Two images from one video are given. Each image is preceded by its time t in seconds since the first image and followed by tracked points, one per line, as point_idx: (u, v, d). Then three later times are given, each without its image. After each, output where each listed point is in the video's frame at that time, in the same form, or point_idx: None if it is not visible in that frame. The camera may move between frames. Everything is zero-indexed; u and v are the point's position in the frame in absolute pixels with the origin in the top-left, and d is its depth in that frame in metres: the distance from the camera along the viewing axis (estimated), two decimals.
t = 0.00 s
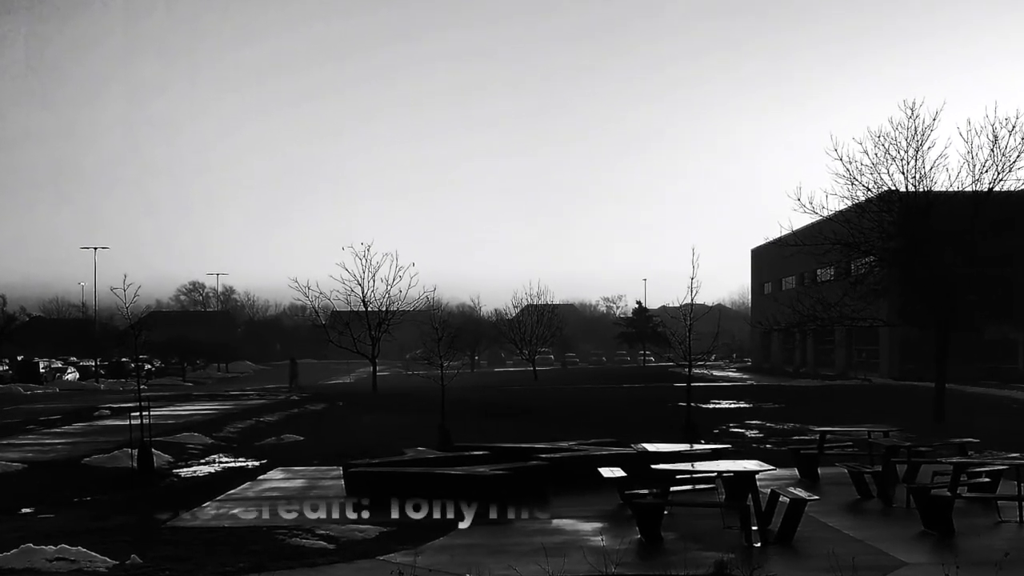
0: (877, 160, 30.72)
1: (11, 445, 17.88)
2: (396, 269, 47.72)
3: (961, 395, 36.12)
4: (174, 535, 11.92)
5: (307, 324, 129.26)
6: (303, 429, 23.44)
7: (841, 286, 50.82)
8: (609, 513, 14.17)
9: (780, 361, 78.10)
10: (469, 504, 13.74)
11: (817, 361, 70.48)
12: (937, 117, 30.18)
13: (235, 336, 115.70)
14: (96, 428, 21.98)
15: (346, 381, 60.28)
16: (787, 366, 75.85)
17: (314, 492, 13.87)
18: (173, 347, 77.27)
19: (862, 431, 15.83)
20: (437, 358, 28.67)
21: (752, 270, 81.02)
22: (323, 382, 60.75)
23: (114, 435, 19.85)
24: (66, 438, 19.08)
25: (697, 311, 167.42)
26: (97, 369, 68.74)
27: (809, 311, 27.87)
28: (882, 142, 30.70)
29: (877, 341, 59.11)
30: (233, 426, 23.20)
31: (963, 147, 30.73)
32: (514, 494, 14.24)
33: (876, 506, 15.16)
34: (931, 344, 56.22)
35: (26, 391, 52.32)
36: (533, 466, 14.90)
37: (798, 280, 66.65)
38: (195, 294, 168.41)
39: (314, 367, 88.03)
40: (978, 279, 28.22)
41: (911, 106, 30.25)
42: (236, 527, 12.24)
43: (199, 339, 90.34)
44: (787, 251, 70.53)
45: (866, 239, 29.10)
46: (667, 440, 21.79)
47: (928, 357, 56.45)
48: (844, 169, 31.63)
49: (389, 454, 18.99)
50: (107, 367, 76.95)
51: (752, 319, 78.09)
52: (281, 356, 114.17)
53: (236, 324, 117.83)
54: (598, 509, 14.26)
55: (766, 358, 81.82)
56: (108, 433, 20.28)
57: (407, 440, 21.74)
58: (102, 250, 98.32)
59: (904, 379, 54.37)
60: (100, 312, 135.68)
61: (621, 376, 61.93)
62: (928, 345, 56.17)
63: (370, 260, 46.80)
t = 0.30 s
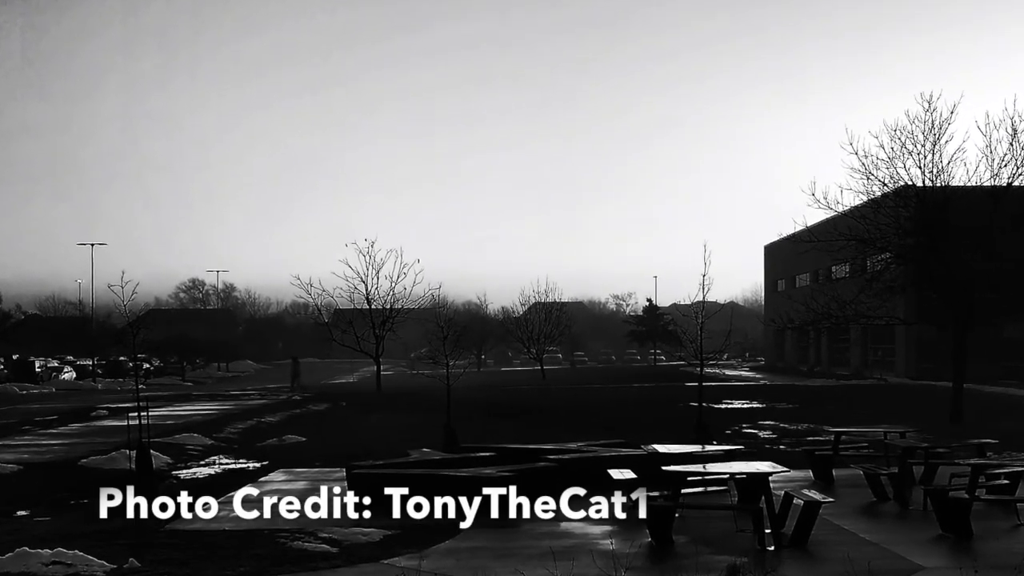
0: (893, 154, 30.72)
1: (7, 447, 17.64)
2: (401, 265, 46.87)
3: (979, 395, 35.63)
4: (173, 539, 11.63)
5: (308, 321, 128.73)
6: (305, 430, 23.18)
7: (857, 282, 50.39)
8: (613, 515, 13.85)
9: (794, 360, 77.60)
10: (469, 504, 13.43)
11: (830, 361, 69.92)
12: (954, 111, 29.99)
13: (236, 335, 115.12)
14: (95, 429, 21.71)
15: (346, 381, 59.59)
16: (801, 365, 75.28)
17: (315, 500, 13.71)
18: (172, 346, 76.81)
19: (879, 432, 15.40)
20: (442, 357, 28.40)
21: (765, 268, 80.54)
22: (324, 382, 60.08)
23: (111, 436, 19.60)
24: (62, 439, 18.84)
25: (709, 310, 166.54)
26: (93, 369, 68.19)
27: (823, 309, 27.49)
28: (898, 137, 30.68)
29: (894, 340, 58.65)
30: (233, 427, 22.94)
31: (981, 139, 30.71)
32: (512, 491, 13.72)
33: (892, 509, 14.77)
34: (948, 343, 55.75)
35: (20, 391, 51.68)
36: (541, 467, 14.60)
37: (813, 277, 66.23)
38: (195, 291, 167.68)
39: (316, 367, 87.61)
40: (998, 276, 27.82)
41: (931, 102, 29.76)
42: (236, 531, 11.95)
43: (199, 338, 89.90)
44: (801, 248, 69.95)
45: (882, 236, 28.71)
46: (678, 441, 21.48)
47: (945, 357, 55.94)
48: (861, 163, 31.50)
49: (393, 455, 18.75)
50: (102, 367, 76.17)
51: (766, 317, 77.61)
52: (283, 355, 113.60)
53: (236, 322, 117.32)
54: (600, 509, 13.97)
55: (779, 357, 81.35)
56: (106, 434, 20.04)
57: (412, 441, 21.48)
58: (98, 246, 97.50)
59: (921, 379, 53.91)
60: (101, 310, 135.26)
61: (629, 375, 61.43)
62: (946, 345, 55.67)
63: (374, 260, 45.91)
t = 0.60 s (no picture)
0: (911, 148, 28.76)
1: (4, 448, 17.40)
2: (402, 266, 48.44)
3: (997, 395, 35.13)
4: (172, 542, 11.31)
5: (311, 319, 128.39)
6: (308, 430, 22.91)
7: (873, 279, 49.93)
8: (616, 515, 13.55)
9: (808, 360, 77.04)
10: (472, 505, 13.14)
11: (845, 360, 69.29)
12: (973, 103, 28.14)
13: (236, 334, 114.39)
14: (92, 430, 21.39)
15: (346, 381, 58.95)
16: (816, 364, 74.69)
17: (317, 502, 13.49)
18: (170, 345, 76.47)
19: (896, 433, 15.01)
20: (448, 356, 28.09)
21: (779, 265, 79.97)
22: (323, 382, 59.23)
23: (109, 437, 19.36)
24: (59, 441, 18.59)
25: (721, 307, 165.55)
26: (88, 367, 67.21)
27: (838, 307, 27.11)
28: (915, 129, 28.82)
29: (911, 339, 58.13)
30: (234, 428, 22.68)
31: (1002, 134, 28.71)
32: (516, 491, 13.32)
33: (909, 512, 14.39)
34: (966, 342, 55.22)
35: (15, 391, 51.24)
36: (549, 469, 14.28)
37: (828, 274, 65.72)
38: (194, 288, 166.80)
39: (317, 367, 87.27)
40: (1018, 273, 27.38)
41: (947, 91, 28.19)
42: (237, 533, 11.64)
43: (201, 336, 89.63)
44: (816, 244, 69.38)
45: (898, 232, 28.26)
46: (689, 442, 21.13)
47: (964, 356, 55.39)
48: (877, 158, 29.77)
49: (398, 457, 18.48)
50: (97, 366, 75.33)
51: (780, 315, 77.06)
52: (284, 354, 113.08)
53: (237, 320, 116.92)
54: (602, 510, 13.68)
55: (794, 356, 80.75)
56: (103, 435, 19.79)
57: (417, 442, 21.18)
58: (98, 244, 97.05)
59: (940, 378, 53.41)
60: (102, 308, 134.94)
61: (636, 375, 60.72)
62: (965, 344, 55.15)
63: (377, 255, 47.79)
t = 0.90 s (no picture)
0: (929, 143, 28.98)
1: None
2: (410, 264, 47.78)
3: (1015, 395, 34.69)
4: (171, 546, 11.00)
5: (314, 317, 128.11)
6: (311, 431, 22.65)
7: (890, 277, 49.54)
8: (618, 515, 13.27)
9: (823, 359, 76.57)
10: (473, 505, 12.92)
11: (862, 360, 68.52)
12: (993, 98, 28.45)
13: (238, 333, 113.95)
14: (88, 431, 21.14)
15: (355, 381, 56.98)
16: (832, 364, 74.18)
17: (319, 502, 13.32)
18: (170, 343, 76.11)
19: (916, 432, 14.57)
20: (455, 354, 27.79)
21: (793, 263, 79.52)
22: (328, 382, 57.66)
23: (107, 439, 19.11)
24: (57, 442, 18.35)
25: (733, 305, 164.82)
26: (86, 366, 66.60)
27: (854, 304, 26.75)
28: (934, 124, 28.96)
29: (929, 337, 57.65)
30: (234, 429, 22.43)
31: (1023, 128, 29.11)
32: (517, 491, 12.98)
33: (927, 515, 14.02)
34: (986, 341, 54.76)
35: (9, 391, 50.86)
36: (558, 472, 13.96)
37: (843, 271, 65.32)
38: (194, 286, 166.41)
39: (319, 366, 86.84)
40: None
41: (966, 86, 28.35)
42: (237, 537, 11.33)
43: (202, 335, 89.32)
44: (832, 240, 68.88)
45: (915, 227, 27.82)
46: (702, 443, 20.82)
47: (983, 356, 54.93)
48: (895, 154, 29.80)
49: (403, 458, 18.19)
50: (95, 365, 74.82)
51: (795, 313, 76.58)
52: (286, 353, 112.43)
53: (239, 317, 116.61)
54: (603, 510, 13.42)
55: (808, 355, 80.21)
56: (101, 437, 19.54)
57: (422, 443, 20.89)
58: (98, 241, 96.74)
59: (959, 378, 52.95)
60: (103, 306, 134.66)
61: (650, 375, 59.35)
62: (984, 343, 54.69)
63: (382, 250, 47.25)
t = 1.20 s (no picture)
0: (947, 135, 29.01)
1: None
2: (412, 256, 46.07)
3: None
4: (170, 550, 10.69)
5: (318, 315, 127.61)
6: (314, 432, 22.36)
7: (908, 274, 49.00)
8: (619, 515, 13.05)
9: (839, 357, 75.91)
10: (473, 505, 12.84)
11: (879, 358, 67.62)
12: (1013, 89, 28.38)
13: (239, 330, 113.56)
14: (85, 431, 20.93)
15: (356, 381, 56.25)
16: (849, 362, 73.51)
17: (320, 502, 13.20)
18: (169, 342, 75.67)
19: (934, 433, 14.19)
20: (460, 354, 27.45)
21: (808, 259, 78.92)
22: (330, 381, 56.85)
23: (104, 439, 18.88)
24: (53, 443, 18.13)
25: (749, 302, 163.78)
26: (83, 364, 66.31)
27: (872, 302, 26.39)
28: (952, 116, 28.92)
29: (948, 336, 57.09)
30: (234, 429, 22.19)
31: None
32: (519, 491, 12.84)
33: (946, 518, 13.64)
34: (1005, 340, 54.17)
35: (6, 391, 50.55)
36: (566, 473, 13.66)
37: (860, 267, 64.73)
38: (193, 283, 166.46)
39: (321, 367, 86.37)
40: None
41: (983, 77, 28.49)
42: (238, 540, 11.04)
43: (203, 334, 88.99)
44: (848, 236, 68.34)
45: (934, 222, 27.37)
46: (713, 444, 20.50)
47: (1003, 355, 54.35)
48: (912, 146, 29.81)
49: (408, 459, 17.92)
50: (92, 364, 74.43)
51: (810, 311, 76.05)
52: (288, 351, 111.94)
53: (240, 313, 116.20)
54: (604, 510, 13.18)
55: (824, 353, 79.56)
56: (99, 438, 19.31)
57: (428, 444, 20.60)
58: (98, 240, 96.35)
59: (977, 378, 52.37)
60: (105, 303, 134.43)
61: (659, 374, 58.55)
62: (1004, 343, 54.10)
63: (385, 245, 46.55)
